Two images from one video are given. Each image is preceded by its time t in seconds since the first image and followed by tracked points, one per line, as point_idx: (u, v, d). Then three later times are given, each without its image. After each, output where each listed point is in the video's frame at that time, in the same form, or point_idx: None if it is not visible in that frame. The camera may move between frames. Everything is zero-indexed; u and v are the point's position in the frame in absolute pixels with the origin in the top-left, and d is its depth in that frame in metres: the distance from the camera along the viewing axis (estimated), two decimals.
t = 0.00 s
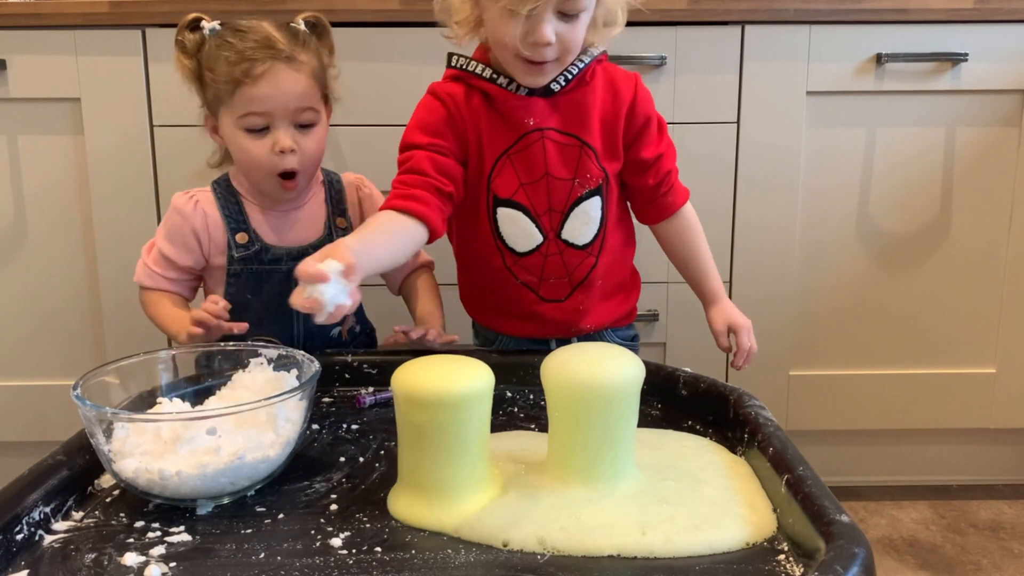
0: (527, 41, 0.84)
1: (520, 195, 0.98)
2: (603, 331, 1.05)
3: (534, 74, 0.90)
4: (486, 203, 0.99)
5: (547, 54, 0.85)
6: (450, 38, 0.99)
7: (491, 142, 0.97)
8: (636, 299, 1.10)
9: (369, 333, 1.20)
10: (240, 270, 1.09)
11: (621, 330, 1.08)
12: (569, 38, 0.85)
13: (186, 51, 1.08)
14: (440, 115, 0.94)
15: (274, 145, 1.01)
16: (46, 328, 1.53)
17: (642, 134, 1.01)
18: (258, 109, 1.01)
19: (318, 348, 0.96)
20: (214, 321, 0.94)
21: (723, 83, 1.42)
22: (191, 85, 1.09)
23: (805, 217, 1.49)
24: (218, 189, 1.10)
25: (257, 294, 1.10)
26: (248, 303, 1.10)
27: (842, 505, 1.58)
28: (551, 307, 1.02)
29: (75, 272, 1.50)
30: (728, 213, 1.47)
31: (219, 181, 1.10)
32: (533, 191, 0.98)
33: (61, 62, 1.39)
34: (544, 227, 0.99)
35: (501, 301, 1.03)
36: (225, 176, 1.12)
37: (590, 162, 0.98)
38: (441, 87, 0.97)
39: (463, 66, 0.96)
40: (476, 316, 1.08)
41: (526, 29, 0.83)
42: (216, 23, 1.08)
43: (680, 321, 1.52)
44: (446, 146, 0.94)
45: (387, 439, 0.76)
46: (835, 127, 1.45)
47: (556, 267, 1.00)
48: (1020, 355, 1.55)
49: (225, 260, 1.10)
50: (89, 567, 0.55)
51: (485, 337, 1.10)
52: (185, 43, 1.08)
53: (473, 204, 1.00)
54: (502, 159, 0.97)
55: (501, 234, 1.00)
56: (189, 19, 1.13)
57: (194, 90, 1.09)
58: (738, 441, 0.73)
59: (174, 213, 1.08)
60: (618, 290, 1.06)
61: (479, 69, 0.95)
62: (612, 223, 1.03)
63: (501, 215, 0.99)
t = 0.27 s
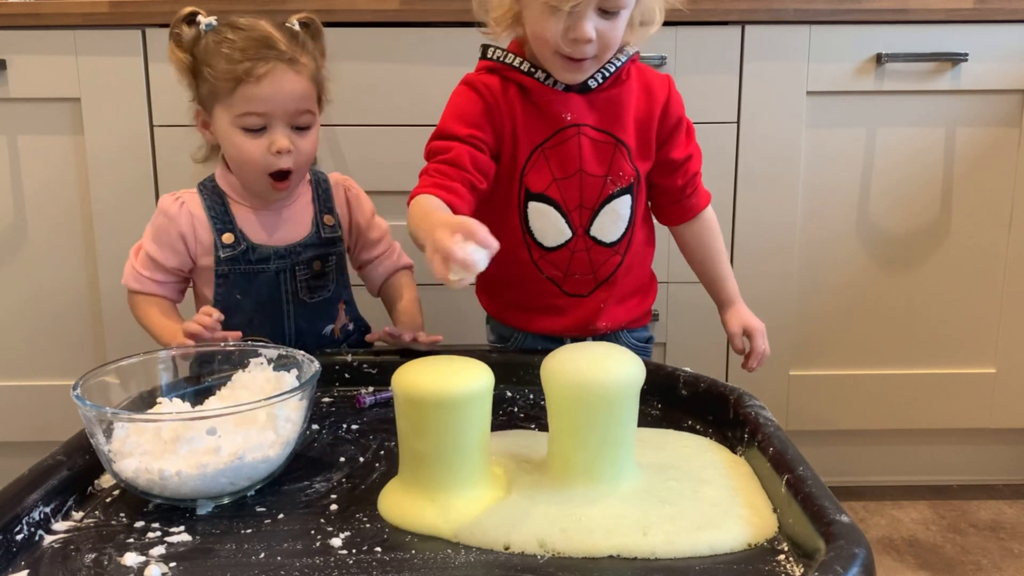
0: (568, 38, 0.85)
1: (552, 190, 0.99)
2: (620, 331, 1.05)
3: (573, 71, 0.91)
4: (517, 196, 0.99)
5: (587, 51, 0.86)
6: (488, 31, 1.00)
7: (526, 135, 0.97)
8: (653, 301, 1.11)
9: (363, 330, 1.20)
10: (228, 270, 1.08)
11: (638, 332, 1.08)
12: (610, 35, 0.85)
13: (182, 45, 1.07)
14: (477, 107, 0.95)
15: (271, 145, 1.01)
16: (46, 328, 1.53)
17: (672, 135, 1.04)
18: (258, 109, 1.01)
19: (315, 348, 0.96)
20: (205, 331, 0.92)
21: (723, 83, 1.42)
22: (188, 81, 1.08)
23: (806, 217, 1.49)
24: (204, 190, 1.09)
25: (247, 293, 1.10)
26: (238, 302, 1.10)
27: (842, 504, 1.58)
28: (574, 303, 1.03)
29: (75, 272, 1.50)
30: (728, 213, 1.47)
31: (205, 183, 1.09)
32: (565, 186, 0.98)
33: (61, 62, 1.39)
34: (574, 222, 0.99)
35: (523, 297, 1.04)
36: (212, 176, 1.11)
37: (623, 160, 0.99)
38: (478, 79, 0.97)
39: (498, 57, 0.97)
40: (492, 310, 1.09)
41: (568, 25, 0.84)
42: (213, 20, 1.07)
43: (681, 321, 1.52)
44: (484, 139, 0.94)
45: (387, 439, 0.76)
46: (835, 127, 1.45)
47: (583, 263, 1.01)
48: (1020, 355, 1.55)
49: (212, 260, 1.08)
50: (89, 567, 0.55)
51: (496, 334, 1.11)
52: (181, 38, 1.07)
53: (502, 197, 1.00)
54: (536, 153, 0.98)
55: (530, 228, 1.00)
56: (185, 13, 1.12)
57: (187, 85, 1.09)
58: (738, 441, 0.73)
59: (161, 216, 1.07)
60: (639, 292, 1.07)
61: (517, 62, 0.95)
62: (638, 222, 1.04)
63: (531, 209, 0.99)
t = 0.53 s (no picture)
0: (601, 35, 0.86)
1: (581, 188, 0.99)
2: (633, 331, 1.05)
3: (602, 69, 0.92)
4: (546, 192, 0.99)
5: (619, 49, 0.87)
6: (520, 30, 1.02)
7: (558, 133, 0.98)
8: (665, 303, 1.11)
9: (355, 330, 1.22)
10: (221, 274, 1.08)
11: (651, 333, 1.08)
12: (642, 33, 0.87)
13: (178, 43, 1.07)
14: (514, 102, 0.94)
15: (268, 149, 1.02)
16: (46, 328, 1.53)
17: (696, 138, 1.07)
18: (257, 112, 1.01)
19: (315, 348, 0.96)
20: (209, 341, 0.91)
21: (724, 83, 1.42)
22: (183, 80, 1.07)
23: (806, 217, 1.49)
24: (193, 193, 1.08)
25: (241, 296, 1.09)
26: (232, 305, 1.09)
27: (842, 504, 1.58)
28: (594, 300, 1.03)
29: (74, 272, 1.50)
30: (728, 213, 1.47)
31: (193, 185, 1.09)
32: (593, 186, 0.99)
33: (61, 62, 1.39)
34: (600, 221, 1.01)
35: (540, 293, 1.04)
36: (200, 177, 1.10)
37: (651, 161, 1.01)
38: (510, 73, 0.96)
39: (529, 53, 0.96)
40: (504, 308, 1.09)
41: (602, 22, 0.85)
42: (209, 19, 1.07)
43: (681, 321, 1.52)
44: (520, 131, 0.93)
45: (387, 439, 0.76)
46: (835, 127, 1.45)
47: (606, 261, 1.02)
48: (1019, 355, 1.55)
49: (204, 264, 1.08)
50: (89, 567, 0.56)
51: (507, 331, 1.11)
52: (177, 36, 1.07)
53: (530, 193, 1.00)
54: (567, 151, 0.98)
55: (557, 225, 1.00)
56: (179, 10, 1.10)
57: (181, 83, 1.08)
58: (738, 441, 0.73)
59: (151, 222, 1.06)
60: (654, 292, 1.08)
61: (550, 58, 0.96)
62: (659, 222, 1.06)
63: (560, 207, 0.99)
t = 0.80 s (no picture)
0: (620, 34, 0.86)
1: (596, 188, 1.00)
2: (639, 331, 1.06)
3: (619, 69, 0.92)
4: (561, 191, 0.99)
5: (637, 48, 0.88)
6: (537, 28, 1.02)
7: (575, 132, 0.98)
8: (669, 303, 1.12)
9: (356, 329, 1.22)
10: (225, 275, 1.08)
11: (657, 331, 1.10)
12: (661, 33, 0.87)
13: (188, 43, 1.06)
14: (534, 101, 0.94)
15: (277, 156, 1.02)
16: (46, 328, 1.53)
17: (706, 141, 1.09)
18: (268, 119, 1.01)
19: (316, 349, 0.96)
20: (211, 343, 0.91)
21: (724, 84, 1.42)
22: (191, 80, 1.07)
23: (806, 217, 1.49)
24: (195, 193, 1.08)
25: (245, 296, 1.10)
26: (236, 306, 1.09)
27: (842, 504, 1.58)
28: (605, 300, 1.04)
29: (74, 272, 1.50)
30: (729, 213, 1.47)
31: (197, 185, 1.09)
32: (608, 185, 1.00)
33: (61, 62, 1.39)
34: (614, 221, 1.01)
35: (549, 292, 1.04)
36: (202, 177, 1.10)
37: (666, 162, 1.02)
38: (528, 71, 0.96)
39: (548, 51, 0.96)
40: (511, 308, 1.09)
41: (621, 21, 0.86)
42: (219, 20, 1.06)
43: (681, 321, 1.52)
44: (538, 129, 0.93)
45: (387, 439, 0.76)
46: (835, 127, 1.45)
47: (616, 261, 1.03)
48: (1019, 355, 1.55)
49: (208, 265, 1.08)
50: (89, 567, 0.56)
51: (512, 330, 1.11)
52: (187, 35, 1.06)
53: (545, 192, 1.00)
54: (583, 151, 0.99)
55: (570, 225, 1.00)
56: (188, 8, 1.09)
57: (190, 83, 1.08)
58: (738, 441, 0.73)
59: (154, 221, 1.06)
60: (660, 292, 1.08)
61: (568, 57, 0.95)
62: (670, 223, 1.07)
63: (574, 205, 0.99)
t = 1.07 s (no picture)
0: (628, 33, 0.86)
1: (602, 187, 1.00)
2: (641, 330, 1.07)
3: (626, 68, 0.92)
4: (566, 191, 0.99)
5: (645, 48, 0.88)
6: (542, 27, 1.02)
7: (581, 131, 0.98)
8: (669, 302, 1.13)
9: (360, 329, 1.23)
10: (235, 275, 1.08)
11: (659, 330, 1.10)
12: (668, 33, 0.87)
13: (199, 44, 1.05)
14: (544, 98, 0.93)
15: (285, 161, 1.02)
16: (46, 328, 1.53)
17: (708, 141, 1.09)
18: (277, 126, 1.01)
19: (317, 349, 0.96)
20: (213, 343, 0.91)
21: (724, 84, 1.42)
22: (202, 82, 1.07)
23: (806, 217, 1.49)
24: (204, 193, 1.08)
25: (254, 297, 1.10)
26: (245, 307, 1.09)
27: (842, 504, 1.58)
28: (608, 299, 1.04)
29: (74, 272, 1.50)
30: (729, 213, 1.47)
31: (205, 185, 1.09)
32: (613, 185, 1.00)
33: (61, 62, 1.39)
34: (618, 221, 1.01)
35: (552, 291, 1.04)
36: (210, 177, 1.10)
37: (670, 162, 1.02)
38: (535, 69, 0.95)
39: (554, 49, 0.96)
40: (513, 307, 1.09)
41: (629, 20, 0.86)
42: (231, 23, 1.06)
43: (681, 321, 1.52)
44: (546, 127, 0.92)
45: (387, 439, 0.76)
46: (835, 127, 1.45)
47: (620, 260, 1.03)
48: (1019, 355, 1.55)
49: (217, 265, 1.08)
50: (89, 567, 0.56)
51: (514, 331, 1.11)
52: (199, 37, 1.05)
53: (550, 190, 1.00)
54: (589, 150, 0.98)
55: (575, 224, 1.00)
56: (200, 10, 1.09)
57: (201, 85, 1.07)
58: (738, 441, 0.73)
59: (161, 221, 1.06)
60: (660, 292, 1.09)
61: (576, 56, 0.95)
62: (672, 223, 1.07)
63: (580, 205, 0.99)
